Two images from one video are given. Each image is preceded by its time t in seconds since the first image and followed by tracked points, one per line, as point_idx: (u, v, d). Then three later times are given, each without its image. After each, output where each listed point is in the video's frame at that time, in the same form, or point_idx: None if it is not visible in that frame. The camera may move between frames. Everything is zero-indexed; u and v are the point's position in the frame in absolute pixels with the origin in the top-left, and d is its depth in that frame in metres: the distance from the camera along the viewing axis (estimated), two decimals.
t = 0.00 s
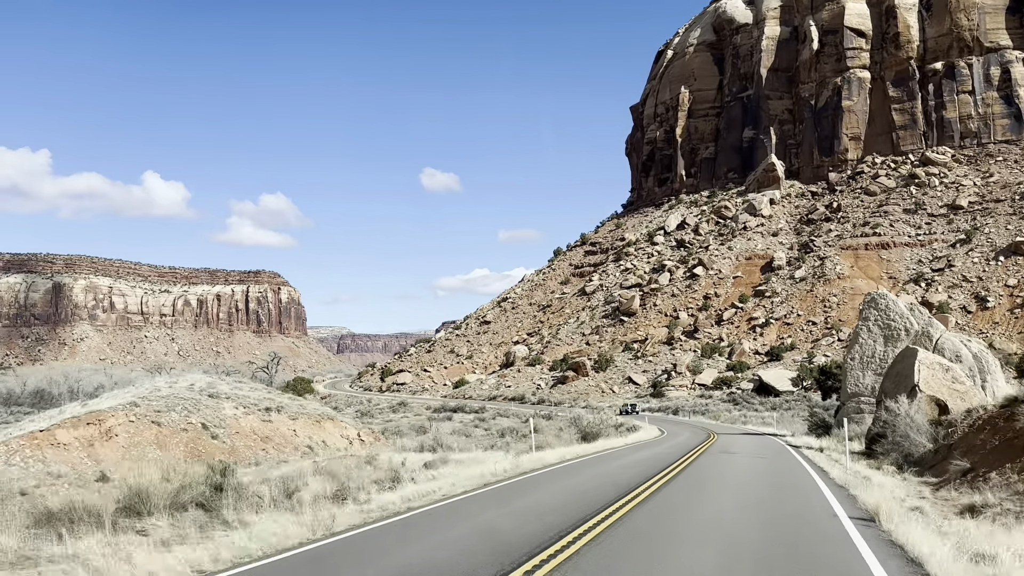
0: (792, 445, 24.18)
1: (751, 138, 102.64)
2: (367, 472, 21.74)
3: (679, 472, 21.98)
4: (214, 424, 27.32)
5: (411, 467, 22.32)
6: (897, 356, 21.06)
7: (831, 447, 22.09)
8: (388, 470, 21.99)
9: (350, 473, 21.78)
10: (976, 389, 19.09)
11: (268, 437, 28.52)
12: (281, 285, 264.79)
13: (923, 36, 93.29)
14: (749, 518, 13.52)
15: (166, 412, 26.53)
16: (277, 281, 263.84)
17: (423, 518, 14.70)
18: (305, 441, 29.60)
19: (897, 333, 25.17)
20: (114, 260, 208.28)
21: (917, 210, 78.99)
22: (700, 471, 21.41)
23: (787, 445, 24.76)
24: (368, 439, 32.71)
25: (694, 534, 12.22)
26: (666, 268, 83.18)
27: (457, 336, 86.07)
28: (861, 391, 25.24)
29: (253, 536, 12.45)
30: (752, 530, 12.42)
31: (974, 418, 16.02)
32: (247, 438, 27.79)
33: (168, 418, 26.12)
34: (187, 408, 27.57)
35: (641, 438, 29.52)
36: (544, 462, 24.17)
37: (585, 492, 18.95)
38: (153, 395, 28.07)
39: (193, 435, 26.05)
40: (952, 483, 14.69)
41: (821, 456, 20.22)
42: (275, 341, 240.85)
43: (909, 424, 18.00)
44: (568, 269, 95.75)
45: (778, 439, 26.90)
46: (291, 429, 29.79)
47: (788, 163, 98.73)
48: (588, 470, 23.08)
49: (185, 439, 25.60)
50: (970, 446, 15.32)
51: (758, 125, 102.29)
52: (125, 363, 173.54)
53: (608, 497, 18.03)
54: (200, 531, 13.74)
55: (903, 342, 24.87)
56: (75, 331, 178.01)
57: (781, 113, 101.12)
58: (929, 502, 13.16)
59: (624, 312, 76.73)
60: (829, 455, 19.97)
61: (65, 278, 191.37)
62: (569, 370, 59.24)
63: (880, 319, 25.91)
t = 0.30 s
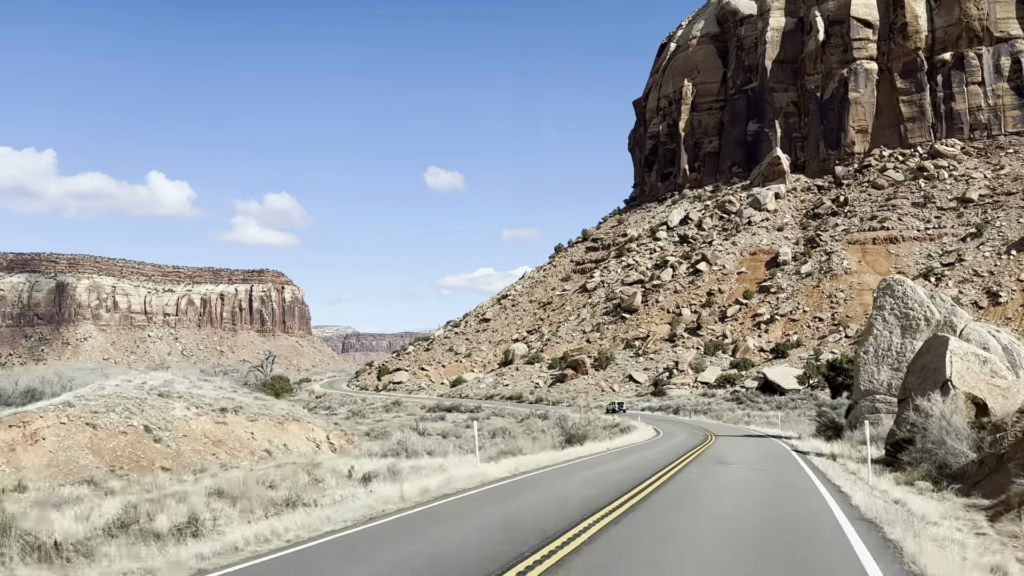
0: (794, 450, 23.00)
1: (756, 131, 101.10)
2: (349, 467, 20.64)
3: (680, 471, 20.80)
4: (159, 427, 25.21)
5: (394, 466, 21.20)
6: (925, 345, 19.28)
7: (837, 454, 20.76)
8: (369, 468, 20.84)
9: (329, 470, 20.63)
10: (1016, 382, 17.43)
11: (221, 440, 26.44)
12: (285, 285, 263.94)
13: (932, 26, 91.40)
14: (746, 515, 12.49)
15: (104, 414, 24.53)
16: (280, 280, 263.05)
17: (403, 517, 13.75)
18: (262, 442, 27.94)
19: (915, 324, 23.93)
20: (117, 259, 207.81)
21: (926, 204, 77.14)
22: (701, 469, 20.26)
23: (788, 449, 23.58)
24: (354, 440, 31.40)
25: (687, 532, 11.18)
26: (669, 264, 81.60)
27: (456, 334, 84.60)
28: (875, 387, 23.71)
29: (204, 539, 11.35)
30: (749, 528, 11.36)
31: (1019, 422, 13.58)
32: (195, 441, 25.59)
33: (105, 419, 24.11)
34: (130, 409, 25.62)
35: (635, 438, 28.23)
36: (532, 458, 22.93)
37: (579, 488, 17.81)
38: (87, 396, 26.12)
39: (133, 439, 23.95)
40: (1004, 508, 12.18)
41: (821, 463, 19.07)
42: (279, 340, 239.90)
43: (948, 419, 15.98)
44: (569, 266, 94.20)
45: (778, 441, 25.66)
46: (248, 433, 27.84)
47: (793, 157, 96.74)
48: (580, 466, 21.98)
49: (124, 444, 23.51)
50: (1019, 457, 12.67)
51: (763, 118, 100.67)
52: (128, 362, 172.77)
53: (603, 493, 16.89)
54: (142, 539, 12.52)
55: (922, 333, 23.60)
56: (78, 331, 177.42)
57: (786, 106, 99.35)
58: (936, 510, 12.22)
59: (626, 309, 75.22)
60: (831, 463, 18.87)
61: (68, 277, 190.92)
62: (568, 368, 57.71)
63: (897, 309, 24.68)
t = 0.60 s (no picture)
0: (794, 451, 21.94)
1: (761, 125, 99.32)
2: (321, 481, 19.41)
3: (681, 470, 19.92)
4: (90, 430, 23.14)
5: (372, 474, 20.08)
6: (962, 330, 16.80)
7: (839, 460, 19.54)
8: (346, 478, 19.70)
9: (302, 481, 19.47)
10: None
11: (164, 444, 25.01)
12: (289, 284, 263.10)
13: (941, 16, 89.36)
14: (744, 520, 11.78)
15: (28, 416, 22.54)
16: (285, 279, 262.15)
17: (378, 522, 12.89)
18: (212, 445, 26.84)
19: (939, 312, 21.25)
20: (122, 259, 207.41)
21: (936, 198, 75.24)
22: (702, 469, 19.38)
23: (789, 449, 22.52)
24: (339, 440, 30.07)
25: (681, 534, 10.46)
26: (672, 260, 80.01)
27: (455, 332, 83.18)
28: (895, 384, 21.23)
29: (139, 559, 10.18)
30: (746, 531, 10.63)
31: None
32: (131, 446, 23.84)
33: (29, 422, 21.98)
34: (60, 411, 23.74)
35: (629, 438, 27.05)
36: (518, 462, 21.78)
37: (574, 489, 17.01)
38: (13, 397, 24.44)
39: (58, 443, 21.81)
40: None
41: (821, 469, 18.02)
42: (283, 340, 238.89)
43: (1008, 424, 13.21)
44: (571, 263, 92.68)
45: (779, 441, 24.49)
46: (196, 435, 26.68)
47: (799, 150, 95.63)
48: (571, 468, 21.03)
49: (46, 448, 21.29)
50: None
51: (768, 112, 98.84)
52: (133, 362, 172.11)
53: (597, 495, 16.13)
54: (72, 557, 11.30)
55: (948, 323, 21.03)
56: (83, 331, 177.14)
57: (792, 99, 97.52)
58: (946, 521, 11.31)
59: (628, 306, 73.66)
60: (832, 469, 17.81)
61: (73, 277, 190.58)
62: (567, 367, 56.15)
63: (918, 294, 21.87)
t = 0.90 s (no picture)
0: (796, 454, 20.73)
1: (769, 118, 97.46)
2: (297, 483, 18.04)
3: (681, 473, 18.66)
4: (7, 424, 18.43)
5: (352, 477, 18.75)
6: None
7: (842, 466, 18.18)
8: (324, 480, 18.36)
9: (274, 485, 18.20)
10: None
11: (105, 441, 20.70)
12: (295, 283, 262.40)
13: (953, 6, 87.31)
14: (746, 521, 11.50)
15: None
16: (290, 278, 261.50)
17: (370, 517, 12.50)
18: (151, 450, 21.40)
19: (972, 297, 18.78)
20: (127, 258, 207.36)
21: (949, 191, 73.31)
22: (704, 472, 18.14)
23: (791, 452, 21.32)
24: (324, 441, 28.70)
25: (676, 556, 9.19)
26: (677, 256, 78.44)
27: (455, 330, 81.83)
28: (922, 381, 18.85)
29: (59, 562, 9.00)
30: (750, 550, 9.34)
31: None
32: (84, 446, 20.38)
33: None
34: None
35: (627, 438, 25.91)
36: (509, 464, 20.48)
37: (568, 493, 15.80)
38: None
39: None
40: None
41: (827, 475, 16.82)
42: (289, 339, 238.19)
43: None
44: (573, 259, 91.20)
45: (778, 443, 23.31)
46: (133, 439, 21.07)
47: (807, 144, 93.93)
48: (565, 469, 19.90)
49: None
50: None
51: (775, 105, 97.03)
52: (138, 360, 171.92)
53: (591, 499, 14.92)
54: None
55: (982, 309, 18.56)
56: (88, 330, 177.01)
57: (800, 91, 95.73)
58: None
59: (631, 303, 72.10)
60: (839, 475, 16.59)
61: (78, 276, 190.08)
62: (568, 365, 54.64)
63: (949, 277, 19.40)
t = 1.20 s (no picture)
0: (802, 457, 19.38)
1: (778, 110, 95.32)
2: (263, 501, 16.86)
3: (681, 479, 17.17)
4: None
5: (325, 484, 17.49)
6: None
7: (854, 470, 16.72)
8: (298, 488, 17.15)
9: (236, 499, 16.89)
10: None
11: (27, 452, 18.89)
12: (302, 281, 261.72)
13: None
14: (751, 533, 11.38)
15: None
16: (298, 276, 260.89)
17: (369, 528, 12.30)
18: (76, 454, 19.88)
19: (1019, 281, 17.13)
20: (135, 255, 207.70)
21: (964, 184, 71.16)
22: (706, 479, 16.68)
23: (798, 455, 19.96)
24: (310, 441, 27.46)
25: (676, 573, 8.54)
26: (683, 251, 76.76)
27: (457, 327, 80.49)
28: (962, 375, 16.96)
29: None
30: None
31: None
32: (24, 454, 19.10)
33: None
34: None
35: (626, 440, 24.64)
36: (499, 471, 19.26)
37: (555, 508, 14.25)
38: None
39: None
40: None
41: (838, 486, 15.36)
42: (296, 337, 237.51)
43: None
44: (578, 255, 89.68)
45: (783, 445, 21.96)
46: (57, 441, 19.73)
47: (817, 137, 92.12)
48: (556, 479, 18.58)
49: None
50: None
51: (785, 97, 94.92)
52: (144, 358, 171.97)
53: (584, 514, 13.38)
54: None
55: None
56: (96, 328, 177.41)
57: (811, 83, 93.77)
58: None
59: (636, 300, 70.61)
60: (851, 485, 15.21)
61: (86, 273, 190.03)
62: (569, 363, 53.11)
63: (992, 260, 17.82)
